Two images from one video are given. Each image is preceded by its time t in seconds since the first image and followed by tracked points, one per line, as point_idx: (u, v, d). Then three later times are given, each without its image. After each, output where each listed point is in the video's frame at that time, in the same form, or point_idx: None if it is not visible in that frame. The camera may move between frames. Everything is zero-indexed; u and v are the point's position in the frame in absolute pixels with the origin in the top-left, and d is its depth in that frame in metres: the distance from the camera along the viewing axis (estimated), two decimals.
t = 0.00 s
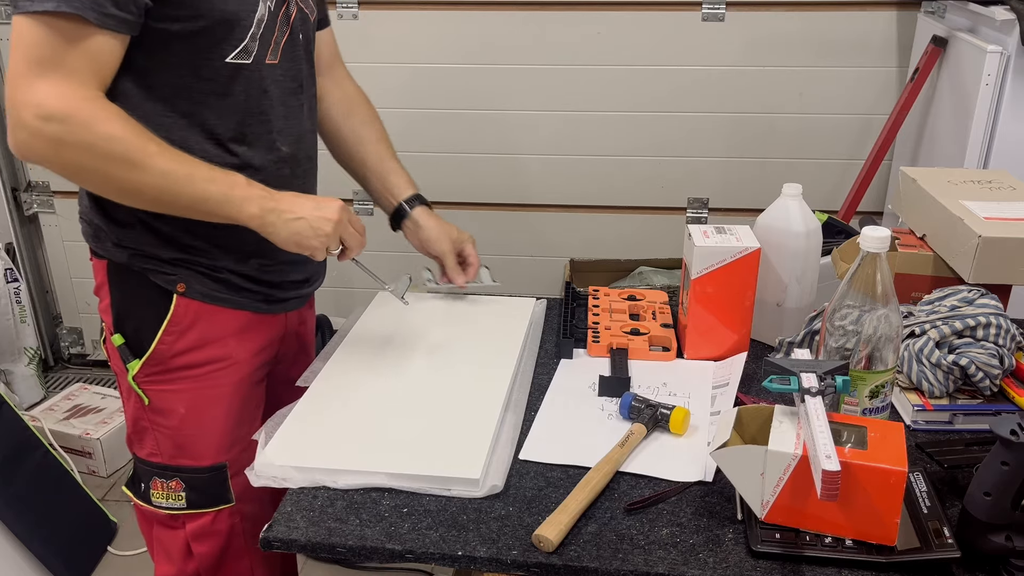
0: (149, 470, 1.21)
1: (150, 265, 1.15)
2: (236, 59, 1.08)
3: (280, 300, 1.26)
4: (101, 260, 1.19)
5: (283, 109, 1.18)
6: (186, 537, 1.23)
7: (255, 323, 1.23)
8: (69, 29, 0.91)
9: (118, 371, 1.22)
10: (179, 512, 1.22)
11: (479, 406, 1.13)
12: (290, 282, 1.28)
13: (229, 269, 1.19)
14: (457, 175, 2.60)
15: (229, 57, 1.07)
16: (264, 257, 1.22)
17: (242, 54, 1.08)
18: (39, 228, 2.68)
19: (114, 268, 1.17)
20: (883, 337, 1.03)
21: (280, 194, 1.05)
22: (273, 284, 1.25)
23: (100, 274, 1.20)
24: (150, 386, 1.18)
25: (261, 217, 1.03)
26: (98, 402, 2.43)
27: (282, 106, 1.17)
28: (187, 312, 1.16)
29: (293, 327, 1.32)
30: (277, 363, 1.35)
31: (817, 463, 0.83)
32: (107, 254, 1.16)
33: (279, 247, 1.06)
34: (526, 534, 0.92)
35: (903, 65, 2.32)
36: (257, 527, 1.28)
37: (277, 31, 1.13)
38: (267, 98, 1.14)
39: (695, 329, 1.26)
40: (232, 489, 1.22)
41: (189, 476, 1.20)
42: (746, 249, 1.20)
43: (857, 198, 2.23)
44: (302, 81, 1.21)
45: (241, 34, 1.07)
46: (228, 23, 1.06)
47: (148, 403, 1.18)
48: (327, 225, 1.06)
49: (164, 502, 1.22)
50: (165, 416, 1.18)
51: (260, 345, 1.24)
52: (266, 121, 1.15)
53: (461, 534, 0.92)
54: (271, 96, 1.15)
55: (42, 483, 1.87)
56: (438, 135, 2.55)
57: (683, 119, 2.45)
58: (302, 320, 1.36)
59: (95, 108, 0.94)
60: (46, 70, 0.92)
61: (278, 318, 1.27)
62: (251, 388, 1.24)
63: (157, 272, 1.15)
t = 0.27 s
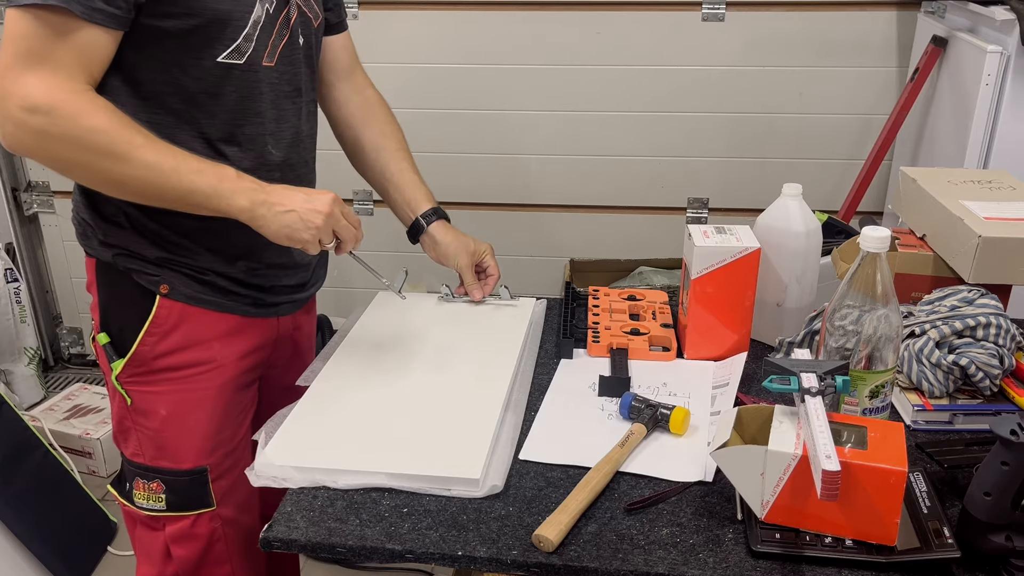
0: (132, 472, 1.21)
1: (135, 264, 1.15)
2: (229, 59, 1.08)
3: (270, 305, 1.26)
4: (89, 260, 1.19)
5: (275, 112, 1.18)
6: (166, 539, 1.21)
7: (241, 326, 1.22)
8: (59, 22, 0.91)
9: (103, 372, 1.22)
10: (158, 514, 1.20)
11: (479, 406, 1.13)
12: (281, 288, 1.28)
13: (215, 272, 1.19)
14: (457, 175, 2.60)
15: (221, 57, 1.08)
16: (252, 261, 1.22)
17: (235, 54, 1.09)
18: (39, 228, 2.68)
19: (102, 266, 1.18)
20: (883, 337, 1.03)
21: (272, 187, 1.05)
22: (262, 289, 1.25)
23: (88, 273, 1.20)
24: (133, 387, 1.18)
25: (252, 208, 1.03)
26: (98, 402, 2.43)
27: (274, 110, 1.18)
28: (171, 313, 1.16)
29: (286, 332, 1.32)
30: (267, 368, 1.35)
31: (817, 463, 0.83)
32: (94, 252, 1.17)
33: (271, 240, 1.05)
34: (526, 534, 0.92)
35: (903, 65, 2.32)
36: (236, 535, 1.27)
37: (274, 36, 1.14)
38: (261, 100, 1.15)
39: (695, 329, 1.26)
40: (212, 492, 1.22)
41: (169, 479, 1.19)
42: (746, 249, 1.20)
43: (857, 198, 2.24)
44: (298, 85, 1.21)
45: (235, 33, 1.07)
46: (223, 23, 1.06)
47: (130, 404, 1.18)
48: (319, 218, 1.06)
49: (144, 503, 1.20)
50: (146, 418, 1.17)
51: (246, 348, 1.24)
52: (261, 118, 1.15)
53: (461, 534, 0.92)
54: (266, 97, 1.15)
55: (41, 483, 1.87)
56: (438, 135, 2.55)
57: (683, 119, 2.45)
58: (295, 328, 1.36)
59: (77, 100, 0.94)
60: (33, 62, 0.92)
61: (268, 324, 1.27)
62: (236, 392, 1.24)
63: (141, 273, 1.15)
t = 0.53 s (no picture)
0: (131, 472, 1.21)
1: (131, 265, 1.15)
2: (227, 58, 1.08)
3: (269, 306, 1.26)
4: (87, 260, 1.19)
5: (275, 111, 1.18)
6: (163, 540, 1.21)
7: (239, 327, 1.22)
8: (57, 21, 0.91)
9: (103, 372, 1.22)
10: (156, 515, 1.20)
11: (479, 406, 1.13)
12: (281, 288, 1.28)
13: (213, 273, 1.19)
14: (457, 175, 2.60)
15: (219, 56, 1.07)
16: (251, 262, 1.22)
17: (234, 54, 1.08)
18: (39, 228, 2.68)
19: (99, 265, 1.18)
20: (883, 337, 1.03)
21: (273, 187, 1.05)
22: (261, 290, 1.25)
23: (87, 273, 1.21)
24: (130, 387, 1.18)
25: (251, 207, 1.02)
26: (98, 402, 2.43)
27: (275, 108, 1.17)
28: (168, 315, 1.16)
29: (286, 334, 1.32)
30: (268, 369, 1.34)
31: (817, 463, 0.83)
32: (91, 252, 1.17)
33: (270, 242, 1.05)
34: (526, 534, 0.92)
35: (903, 65, 2.32)
36: (235, 537, 1.27)
37: (275, 35, 1.14)
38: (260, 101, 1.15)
39: (695, 329, 1.26)
40: (211, 494, 1.21)
41: (167, 480, 1.19)
42: (746, 249, 1.20)
43: (857, 198, 2.24)
44: (299, 88, 1.21)
45: (234, 34, 1.07)
46: (221, 22, 1.06)
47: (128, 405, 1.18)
48: (317, 218, 1.05)
49: (142, 504, 1.20)
50: (144, 418, 1.18)
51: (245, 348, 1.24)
52: (260, 118, 1.15)
53: (461, 534, 0.92)
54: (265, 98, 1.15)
55: (42, 483, 1.87)
56: (438, 135, 2.55)
57: (683, 119, 2.45)
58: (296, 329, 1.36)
59: (70, 97, 0.94)
60: (30, 62, 0.92)
61: (267, 325, 1.27)
62: (235, 392, 1.24)
63: (138, 273, 1.15)
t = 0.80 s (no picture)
0: (118, 516, 1.17)
1: (113, 302, 1.10)
2: (226, 93, 1.05)
3: (257, 337, 1.23)
4: (65, 292, 1.14)
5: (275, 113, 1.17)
6: None
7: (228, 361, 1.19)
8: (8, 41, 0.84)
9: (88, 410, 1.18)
10: (150, 561, 1.17)
11: (479, 407, 1.12)
12: (268, 322, 1.26)
13: (201, 310, 1.16)
14: (457, 175, 2.60)
15: (216, 91, 1.04)
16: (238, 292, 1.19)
17: (233, 88, 1.05)
18: (38, 227, 2.68)
19: (78, 301, 1.13)
20: (883, 336, 1.03)
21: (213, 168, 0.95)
22: (248, 325, 1.22)
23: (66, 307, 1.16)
24: (117, 429, 1.14)
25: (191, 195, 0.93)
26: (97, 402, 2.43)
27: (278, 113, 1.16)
28: (155, 353, 1.12)
29: (272, 364, 1.29)
30: (255, 401, 1.32)
31: (818, 462, 0.83)
32: (67, 285, 1.12)
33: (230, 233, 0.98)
34: (526, 534, 0.92)
35: (903, 65, 2.32)
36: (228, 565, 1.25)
37: (280, 63, 1.10)
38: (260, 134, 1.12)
39: (695, 329, 1.26)
40: (207, 535, 1.19)
41: (159, 525, 1.15)
42: (746, 249, 1.20)
43: (857, 198, 2.24)
44: (309, 113, 1.19)
45: (234, 68, 1.04)
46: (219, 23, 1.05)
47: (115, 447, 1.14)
48: (259, 199, 0.94)
49: (133, 550, 1.17)
50: (132, 461, 1.14)
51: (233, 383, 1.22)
52: (263, 154, 1.13)
53: (461, 534, 0.92)
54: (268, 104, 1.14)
55: (41, 485, 1.86)
56: (438, 135, 2.55)
57: (683, 119, 2.45)
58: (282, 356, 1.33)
59: (9, 114, 0.86)
60: None
61: (255, 360, 1.24)
62: (224, 430, 1.21)
63: (121, 310, 1.10)
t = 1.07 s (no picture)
0: (117, 516, 1.17)
1: (111, 302, 1.10)
2: (222, 92, 1.05)
3: (254, 338, 1.23)
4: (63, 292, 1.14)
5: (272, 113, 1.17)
6: None
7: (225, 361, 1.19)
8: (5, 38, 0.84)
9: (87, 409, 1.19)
10: (147, 561, 1.17)
11: (479, 407, 1.12)
12: (266, 323, 1.25)
13: (199, 311, 1.16)
14: (457, 175, 2.60)
15: (213, 91, 1.04)
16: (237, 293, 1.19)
17: (230, 87, 1.05)
18: (38, 228, 2.67)
19: (76, 300, 1.13)
20: (883, 336, 1.03)
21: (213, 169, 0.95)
22: (246, 326, 1.22)
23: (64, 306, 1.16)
24: (115, 429, 1.14)
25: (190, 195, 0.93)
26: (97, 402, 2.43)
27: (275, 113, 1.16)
28: (152, 353, 1.12)
29: (271, 364, 1.29)
30: (253, 402, 1.32)
31: (818, 462, 0.83)
32: (65, 284, 1.12)
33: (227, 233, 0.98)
34: (526, 534, 0.92)
35: (903, 65, 2.32)
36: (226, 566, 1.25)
37: (277, 62, 1.10)
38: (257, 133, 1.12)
39: (695, 329, 1.26)
40: (206, 535, 1.19)
41: (158, 525, 1.15)
42: (746, 249, 1.20)
43: (857, 198, 2.24)
44: (305, 116, 1.19)
45: (231, 67, 1.04)
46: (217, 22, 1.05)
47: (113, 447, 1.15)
48: (258, 205, 0.95)
49: (131, 550, 1.17)
50: (130, 461, 1.14)
51: (231, 383, 1.21)
52: (262, 154, 1.13)
53: (461, 534, 0.92)
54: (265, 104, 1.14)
55: (41, 485, 1.86)
56: (438, 135, 2.55)
57: (683, 119, 2.45)
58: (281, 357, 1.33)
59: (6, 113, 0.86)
60: None
61: (253, 360, 1.24)
62: (222, 430, 1.21)
63: (120, 310, 1.10)
